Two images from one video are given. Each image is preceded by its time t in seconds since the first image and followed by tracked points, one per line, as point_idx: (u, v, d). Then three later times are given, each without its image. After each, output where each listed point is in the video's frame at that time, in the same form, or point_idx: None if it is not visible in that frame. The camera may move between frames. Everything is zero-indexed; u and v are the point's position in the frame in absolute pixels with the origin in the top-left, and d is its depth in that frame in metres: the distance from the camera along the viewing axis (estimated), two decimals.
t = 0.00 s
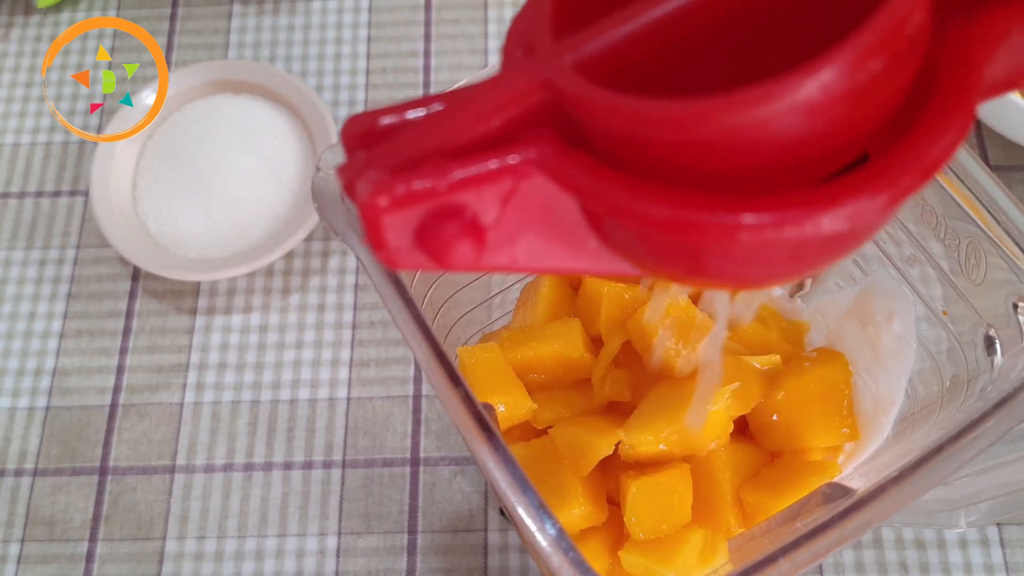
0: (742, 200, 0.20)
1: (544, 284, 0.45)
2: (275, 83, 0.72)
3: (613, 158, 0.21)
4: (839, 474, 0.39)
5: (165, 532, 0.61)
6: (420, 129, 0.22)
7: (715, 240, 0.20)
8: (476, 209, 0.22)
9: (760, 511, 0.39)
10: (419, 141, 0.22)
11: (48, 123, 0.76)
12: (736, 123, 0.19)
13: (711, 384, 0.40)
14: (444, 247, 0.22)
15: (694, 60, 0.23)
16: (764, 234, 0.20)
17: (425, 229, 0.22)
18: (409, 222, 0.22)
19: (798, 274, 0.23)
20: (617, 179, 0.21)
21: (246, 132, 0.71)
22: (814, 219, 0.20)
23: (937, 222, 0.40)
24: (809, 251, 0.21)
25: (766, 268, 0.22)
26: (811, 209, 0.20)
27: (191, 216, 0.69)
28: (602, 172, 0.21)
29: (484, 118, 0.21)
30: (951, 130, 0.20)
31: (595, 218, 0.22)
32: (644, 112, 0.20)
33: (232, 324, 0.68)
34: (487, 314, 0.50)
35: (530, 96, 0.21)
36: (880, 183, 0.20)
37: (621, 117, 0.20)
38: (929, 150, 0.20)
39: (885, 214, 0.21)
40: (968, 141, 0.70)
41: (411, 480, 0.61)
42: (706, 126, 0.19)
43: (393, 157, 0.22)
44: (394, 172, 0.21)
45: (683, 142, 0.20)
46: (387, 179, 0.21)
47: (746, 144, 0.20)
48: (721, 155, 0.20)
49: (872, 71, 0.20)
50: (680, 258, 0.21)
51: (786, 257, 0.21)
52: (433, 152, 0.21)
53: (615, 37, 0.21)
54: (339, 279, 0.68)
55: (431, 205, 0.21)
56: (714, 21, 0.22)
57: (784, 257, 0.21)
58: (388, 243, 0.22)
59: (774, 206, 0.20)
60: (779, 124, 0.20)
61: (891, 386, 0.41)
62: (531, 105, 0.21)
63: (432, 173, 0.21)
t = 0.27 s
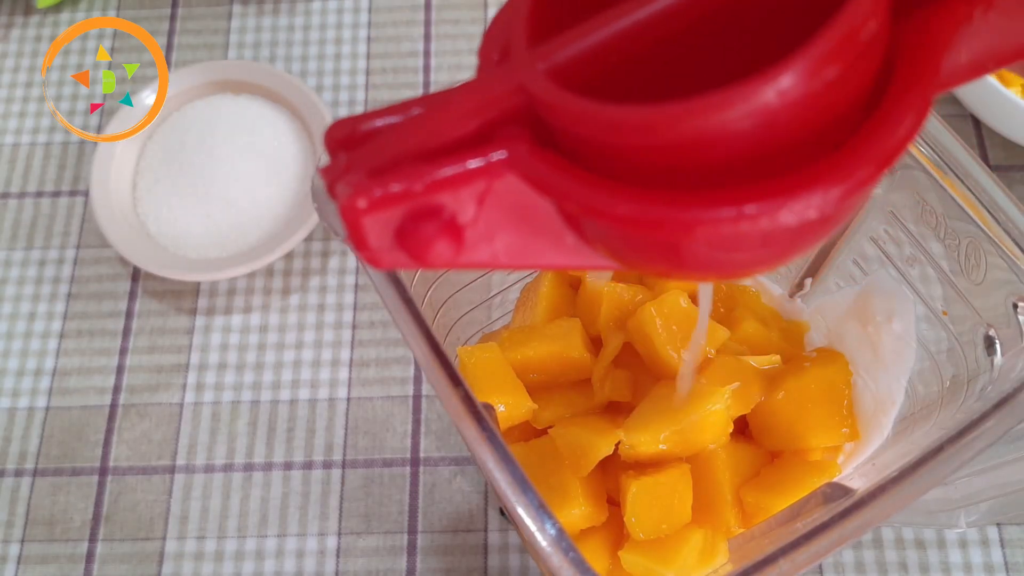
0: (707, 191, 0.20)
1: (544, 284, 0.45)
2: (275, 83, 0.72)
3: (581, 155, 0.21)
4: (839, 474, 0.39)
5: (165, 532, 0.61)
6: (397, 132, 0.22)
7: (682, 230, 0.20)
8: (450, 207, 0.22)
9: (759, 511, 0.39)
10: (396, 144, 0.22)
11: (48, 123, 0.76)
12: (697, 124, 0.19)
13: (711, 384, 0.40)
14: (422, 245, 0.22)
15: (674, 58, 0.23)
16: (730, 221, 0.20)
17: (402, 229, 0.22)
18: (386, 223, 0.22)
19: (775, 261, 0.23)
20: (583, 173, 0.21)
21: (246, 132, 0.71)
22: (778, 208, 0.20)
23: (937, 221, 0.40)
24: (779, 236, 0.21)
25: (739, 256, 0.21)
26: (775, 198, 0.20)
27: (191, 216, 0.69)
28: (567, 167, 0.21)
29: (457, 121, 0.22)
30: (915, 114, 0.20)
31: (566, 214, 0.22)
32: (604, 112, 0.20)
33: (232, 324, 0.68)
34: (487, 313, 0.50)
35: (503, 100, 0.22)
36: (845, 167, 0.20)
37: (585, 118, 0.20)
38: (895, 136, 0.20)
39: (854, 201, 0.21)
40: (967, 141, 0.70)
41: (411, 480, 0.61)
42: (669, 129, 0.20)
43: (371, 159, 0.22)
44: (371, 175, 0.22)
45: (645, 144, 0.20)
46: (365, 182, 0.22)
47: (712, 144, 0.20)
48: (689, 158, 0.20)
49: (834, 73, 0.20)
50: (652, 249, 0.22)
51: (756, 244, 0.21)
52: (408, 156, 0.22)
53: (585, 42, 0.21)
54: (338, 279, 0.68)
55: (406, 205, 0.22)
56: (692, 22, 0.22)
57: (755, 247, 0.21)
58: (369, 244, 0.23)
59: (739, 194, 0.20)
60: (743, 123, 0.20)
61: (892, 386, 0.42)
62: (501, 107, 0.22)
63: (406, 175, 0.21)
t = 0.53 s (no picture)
0: (729, 191, 0.20)
1: (544, 284, 0.45)
2: (275, 83, 0.72)
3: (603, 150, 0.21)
4: (839, 474, 0.39)
5: (165, 531, 0.61)
6: (413, 130, 0.22)
7: (706, 229, 0.20)
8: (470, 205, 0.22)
9: (759, 511, 0.39)
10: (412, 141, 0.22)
11: (47, 123, 0.76)
12: (721, 123, 0.20)
13: (711, 384, 0.40)
14: (442, 243, 0.22)
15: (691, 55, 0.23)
16: (751, 219, 0.20)
17: (421, 228, 0.22)
18: (405, 222, 0.22)
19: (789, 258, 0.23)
20: (606, 173, 0.21)
21: (246, 132, 0.71)
22: (801, 210, 0.20)
23: (937, 222, 0.40)
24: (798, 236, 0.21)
25: (759, 256, 0.22)
26: (796, 198, 0.20)
27: (191, 216, 0.69)
28: (590, 170, 0.21)
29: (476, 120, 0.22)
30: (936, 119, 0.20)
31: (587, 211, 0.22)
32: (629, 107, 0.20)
33: (232, 324, 0.68)
34: (487, 313, 0.50)
35: (525, 98, 0.21)
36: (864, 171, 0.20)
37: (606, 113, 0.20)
38: (916, 140, 0.20)
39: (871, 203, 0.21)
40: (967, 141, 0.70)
41: (410, 480, 0.61)
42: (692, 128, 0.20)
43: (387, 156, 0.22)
44: (389, 173, 0.22)
45: (668, 145, 0.20)
46: (385, 181, 0.21)
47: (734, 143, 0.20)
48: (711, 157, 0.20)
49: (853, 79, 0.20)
50: (674, 248, 0.22)
51: (775, 243, 0.21)
52: (427, 153, 0.22)
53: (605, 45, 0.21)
54: (338, 279, 0.68)
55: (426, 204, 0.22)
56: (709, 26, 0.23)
57: (774, 246, 0.21)
58: (388, 243, 0.23)
59: (761, 196, 0.20)
60: (768, 124, 0.20)
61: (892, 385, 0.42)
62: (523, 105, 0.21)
63: (427, 173, 0.21)
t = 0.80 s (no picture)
0: (737, 198, 0.21)
1: (544, 284, 0.45)
2: (275, 83, 0.72)
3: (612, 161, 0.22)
4: (839, 474, 0.39)
5: (165, 532, 0.61)
6: (427, 135, 0.22)
7: (715, 234, 0.21)
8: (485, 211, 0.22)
9: (759, 511, 0.39)
10: (424, 148, 0.22)
11: (47, 123, 0.76)
12: (730, 136, 0.20)
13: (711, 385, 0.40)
14: (458, 248, 0.22)
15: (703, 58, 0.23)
16: (758, 226, 0.21)
17: (438, 235, 0.22)
18: (422, 231, 0.22)
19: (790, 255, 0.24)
20: (617, 182, 0.21)
21: (246, 132, 0.71)
22: (805, 214, 0.21)
23: (937, 222, 0.40)
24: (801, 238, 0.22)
25: (763, 255, 0.22)
26: (801, 204, 0.21)
27: (191, 216, 0.69)
28: (603, 176, 0.21)
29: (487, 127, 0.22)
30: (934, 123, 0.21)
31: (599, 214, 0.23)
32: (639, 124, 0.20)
33: (232, 324, 0.68)
34: (486, 313, 0.50)
35: (537, 106, 0.22)
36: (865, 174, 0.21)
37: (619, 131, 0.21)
38: (915, 141, 0.21)
39: (871, 200, 0.22)
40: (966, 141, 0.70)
41: (410, 480, 0.61)
42: (703, 143, 0.20)
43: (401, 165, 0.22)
44: (405, 182, 0.22)
45: (678, 155, 0.21)
46: (403, 189, 0.22)
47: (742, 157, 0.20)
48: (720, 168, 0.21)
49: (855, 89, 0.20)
50: (683, 249, 0.22)
51: (780, 243, 0.22)
52: (441, 161, 0.22)
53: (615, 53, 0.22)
54: (338, 279, 0.68)
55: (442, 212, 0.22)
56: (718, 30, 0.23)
57: (779, 244, 0.22)
58: (405, 249, 0.23)
59: (769, 200, 0.21)
60: (773, 134, 0.20)
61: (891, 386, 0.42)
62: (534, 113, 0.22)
63: (442, 180, 0.21)
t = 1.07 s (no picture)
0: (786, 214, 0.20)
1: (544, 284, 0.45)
2: (275, 83, 0.72)
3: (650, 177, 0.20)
4: (839, 474, 0.39)
5: (165, 532, 0.61)
6: (451, 151, 0.21)
7: (758, 251, 0.20)
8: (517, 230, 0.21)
9: (759, 511, 0.39)
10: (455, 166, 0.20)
11: (47, 123, 0.76)
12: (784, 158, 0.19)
13: (711, 384, 0.40)
14: (482, 269, 0.21)
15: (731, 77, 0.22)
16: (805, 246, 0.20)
17: (464, 256, 0.21)
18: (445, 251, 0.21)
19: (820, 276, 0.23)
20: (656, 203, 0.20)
21: (246, 132, 0.71)
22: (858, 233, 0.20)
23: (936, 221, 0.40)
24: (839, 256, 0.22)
25: (801, 276, 0.22)
26: (851, 222, 0.20)
27: (191, 216, 0.69)
28: (641, 192, 0.20)
29: (519, 147, 0.21)
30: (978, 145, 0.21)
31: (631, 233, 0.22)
32: (682, 145, 0.20)
33: (232, 324, 0.68)
34: (486, 313, 0.49)
35: (567, 128, 0.21)
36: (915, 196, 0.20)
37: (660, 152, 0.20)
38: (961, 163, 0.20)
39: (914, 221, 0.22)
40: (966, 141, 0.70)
41: (410, 480, 0.61)
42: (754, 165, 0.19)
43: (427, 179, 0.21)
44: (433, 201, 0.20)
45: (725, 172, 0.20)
46: (427, 205, 0.20)
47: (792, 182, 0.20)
48: (771, 188, 0.20)
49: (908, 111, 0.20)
50: (720, 267, 0.21)
51: (818, 262, 0.21)
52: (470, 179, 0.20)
53: (649, 73, 0.21)
54: (338, 279, 0.68)
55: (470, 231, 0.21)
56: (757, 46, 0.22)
57: (819, 265, 0.21)
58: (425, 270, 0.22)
59: (816, 219, 0.20)
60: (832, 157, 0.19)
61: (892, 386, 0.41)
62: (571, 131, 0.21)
63: (470, 201, 0.20)
